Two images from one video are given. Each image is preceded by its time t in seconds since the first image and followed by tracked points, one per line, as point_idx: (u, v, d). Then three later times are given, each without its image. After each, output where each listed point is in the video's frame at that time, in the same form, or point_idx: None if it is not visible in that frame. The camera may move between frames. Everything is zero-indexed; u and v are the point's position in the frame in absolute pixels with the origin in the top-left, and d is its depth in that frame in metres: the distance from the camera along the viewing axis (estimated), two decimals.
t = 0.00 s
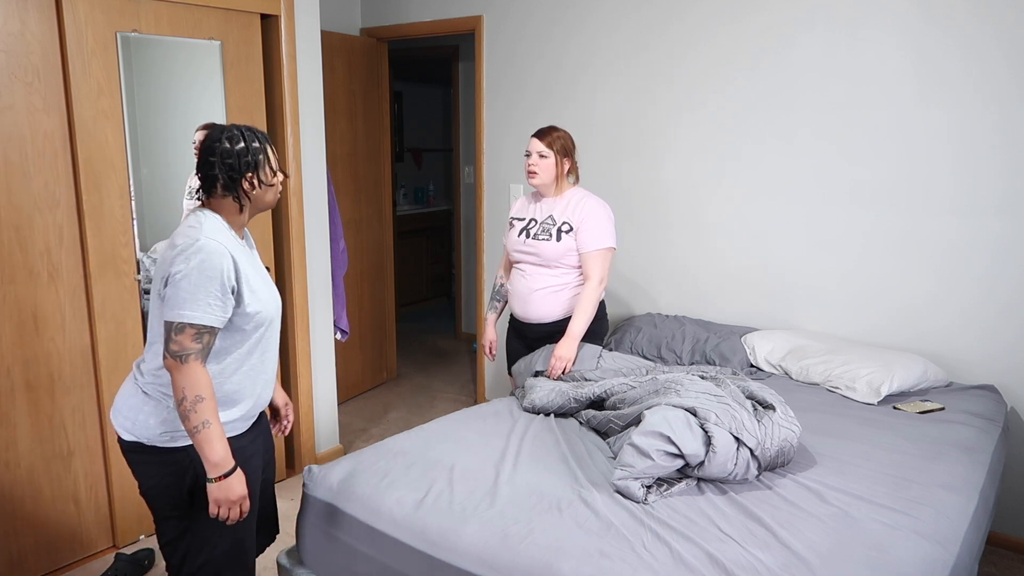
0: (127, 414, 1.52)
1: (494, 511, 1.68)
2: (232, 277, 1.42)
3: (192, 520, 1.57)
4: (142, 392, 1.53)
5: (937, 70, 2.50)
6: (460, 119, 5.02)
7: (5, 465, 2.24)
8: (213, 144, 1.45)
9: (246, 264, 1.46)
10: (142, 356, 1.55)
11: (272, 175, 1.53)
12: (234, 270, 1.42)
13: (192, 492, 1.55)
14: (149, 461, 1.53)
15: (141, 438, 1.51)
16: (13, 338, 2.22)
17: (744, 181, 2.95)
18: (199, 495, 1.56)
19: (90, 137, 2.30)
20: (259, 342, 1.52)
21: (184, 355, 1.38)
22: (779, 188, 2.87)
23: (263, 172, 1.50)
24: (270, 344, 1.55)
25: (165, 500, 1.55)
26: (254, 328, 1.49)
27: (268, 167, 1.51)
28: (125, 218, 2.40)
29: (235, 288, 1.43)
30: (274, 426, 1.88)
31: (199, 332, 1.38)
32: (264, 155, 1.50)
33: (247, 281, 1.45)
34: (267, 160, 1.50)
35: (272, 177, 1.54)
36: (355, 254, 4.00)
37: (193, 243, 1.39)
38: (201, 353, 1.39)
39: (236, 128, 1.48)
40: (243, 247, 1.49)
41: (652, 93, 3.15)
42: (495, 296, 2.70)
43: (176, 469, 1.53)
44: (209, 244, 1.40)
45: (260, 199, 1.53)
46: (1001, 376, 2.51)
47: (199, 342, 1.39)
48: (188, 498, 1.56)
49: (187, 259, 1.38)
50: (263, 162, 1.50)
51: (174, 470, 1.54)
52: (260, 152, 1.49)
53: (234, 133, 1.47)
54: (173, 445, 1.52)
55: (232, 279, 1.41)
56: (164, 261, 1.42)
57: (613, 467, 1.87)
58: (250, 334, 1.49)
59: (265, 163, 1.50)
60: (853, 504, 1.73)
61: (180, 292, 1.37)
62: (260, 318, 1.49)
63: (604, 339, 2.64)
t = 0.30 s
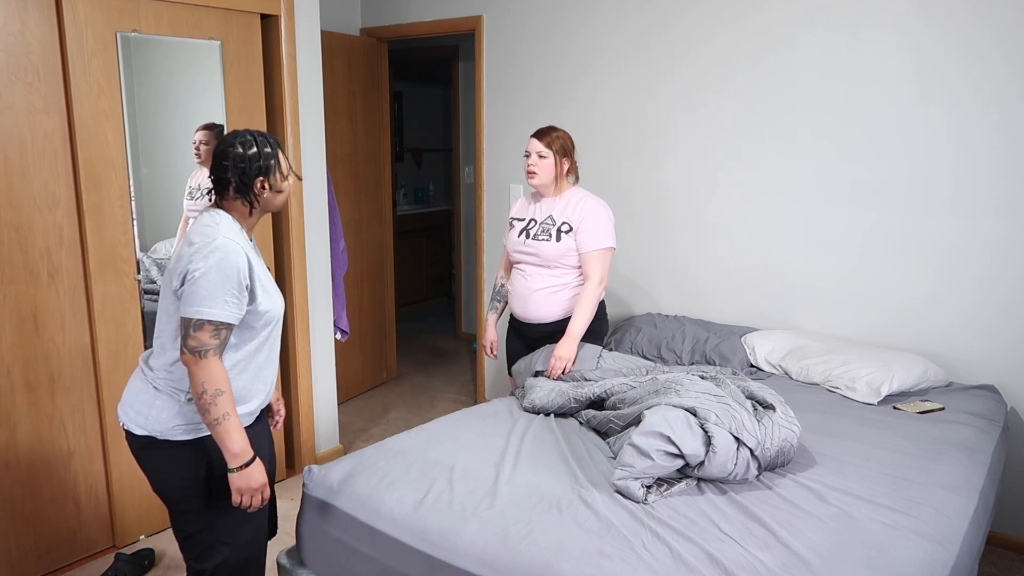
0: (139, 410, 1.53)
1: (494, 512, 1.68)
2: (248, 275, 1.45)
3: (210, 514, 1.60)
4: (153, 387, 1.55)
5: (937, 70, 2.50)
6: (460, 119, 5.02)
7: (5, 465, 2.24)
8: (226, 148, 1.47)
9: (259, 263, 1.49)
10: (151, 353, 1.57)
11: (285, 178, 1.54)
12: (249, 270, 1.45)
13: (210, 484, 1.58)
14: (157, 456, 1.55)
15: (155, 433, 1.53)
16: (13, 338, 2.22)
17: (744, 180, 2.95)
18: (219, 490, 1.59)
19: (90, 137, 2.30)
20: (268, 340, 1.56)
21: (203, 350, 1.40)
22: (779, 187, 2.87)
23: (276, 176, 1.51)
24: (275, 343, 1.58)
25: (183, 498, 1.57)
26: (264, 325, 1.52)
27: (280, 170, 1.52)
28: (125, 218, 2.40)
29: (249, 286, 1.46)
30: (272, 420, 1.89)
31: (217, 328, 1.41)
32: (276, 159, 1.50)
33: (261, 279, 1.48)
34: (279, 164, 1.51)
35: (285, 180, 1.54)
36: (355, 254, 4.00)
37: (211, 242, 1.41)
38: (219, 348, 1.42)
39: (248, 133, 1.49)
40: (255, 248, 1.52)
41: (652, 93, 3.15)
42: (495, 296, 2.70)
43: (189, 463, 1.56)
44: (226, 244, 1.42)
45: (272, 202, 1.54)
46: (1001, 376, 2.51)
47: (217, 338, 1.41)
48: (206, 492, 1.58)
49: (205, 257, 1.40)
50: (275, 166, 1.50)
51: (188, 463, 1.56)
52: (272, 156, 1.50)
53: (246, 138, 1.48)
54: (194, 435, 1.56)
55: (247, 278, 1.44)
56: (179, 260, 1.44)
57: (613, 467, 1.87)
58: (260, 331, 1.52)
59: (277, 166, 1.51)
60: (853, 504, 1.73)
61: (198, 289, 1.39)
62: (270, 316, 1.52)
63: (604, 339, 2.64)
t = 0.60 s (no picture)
0: (141, 408, 1.54)
1: (494, 512, 1.68)
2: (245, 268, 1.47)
3: (220, 508, 1.62)
4: (154, 384, 1.55)
5: (937, 70, 2.50)
6: (460, 119, 5.02)
7: (6, 465, 2.24)
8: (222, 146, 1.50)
9: (255, 256, 1.52)
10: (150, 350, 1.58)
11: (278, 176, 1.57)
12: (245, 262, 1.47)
13: (220, 479, 1.61)
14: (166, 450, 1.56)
15: (161, 430, 1.54)
16: (13, 338, 2.22)
17: (744, 180, 2.95)
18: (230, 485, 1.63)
19: (90, 137, 2.30)
20: (265, 333, 1.58)
21: (206, 343, 1.42)
22: (779, 187, 2.87)
23: (269, 174, 1.54)
24: (272, 336, 1.60)
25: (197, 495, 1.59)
26: (260, 319, 1.55)
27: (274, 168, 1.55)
28: (125, 218, 2.40)
29: (246, 279, 1.49)
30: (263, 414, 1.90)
31: (219, 320, 1.43)
32: (270, 158, 1.53)
33: (257, 272, 1.51)
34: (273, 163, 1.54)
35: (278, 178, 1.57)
36: (355, 254, 4.00)
37: (207, 236, 1.43)
38: (221, 340, 1.44)
39: (242, 132, 1.52)
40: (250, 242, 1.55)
41: (652, 93, 3.15)
42: (495, 296, 2.70)
43: (200, 456, 1.58)
44: (223, 238, 1.45)
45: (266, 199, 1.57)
46: (1001, 376, 2.51)
47: (219, 330, 1.43)
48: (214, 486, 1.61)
49: (203, 251, 1.42)
50: (269, 164, 1.53)
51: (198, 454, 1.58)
52: (266, 155, 1.53)
53: (240, 137, 1.50)
54: (203, 429, 1.58)
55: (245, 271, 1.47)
56: (176, 256, 1.46)
57: (614, 467, 1.87)
58: (257, 325, 1.55)
59: (271, 166, 1.54)
60: (853, 504, 1.73)
61: (198, 283, 1.41)
62: (267, 308, 1.54)
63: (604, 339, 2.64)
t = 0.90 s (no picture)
0: (119, 405, 1.56)
1: (494, 512, 1.68)
2: (225, 270, 1.48)
3: (195, 508, 1.62)
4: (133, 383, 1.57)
5: (937, 70, 2.50)
6: (460, 119, 5.02)
7: (5, 465, 2.24)
8: (210, 151, 1.52)
9: (237, 259, 1.53)
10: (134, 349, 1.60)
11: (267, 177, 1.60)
12: (225, 264, 1.48)
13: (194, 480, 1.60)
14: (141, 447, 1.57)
15: (136, 429, 1.55)
16: (13, 337, 2.22)
17: (744, 180, 2.95)
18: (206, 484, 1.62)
19: (90, 137, 2.30)
20: (246, 336, 1.59)
21: (183, 344, 1.43)
22: (779, 187, 2.87)
23: (259, 175, 1.57)
24: (255, 339, 1.61)
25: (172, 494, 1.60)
26: (241, 321, 1.56)
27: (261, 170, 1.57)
28: (125, 218, 2.40)
29: (226, 280, 1.50)
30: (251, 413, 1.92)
31: (196, 322, 1.44)
32: (258, 159, 1.56)
33: (237, 274, 1.52)
34: (261, 164, 1.57)
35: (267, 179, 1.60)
36: (355, 254, 4.00)
37: (188, 237, 1.45)
38: (199, 342, 1.45)
39: (230, 135, 1.55)
40: (235, 243, 1.56)
41: (652, 93, 3.15)
42: (495, 296, 2.70)
43: (176, 455, 1.58)
44: (203, 239, 1.46)
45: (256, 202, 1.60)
46: (1001, 376, 2.51)
47: (197, 331, 1.44)
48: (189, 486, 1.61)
49: (182, 252, 1.44)
50: (257, 166, 1.56)
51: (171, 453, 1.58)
52: (254, 156, 1.56)
53: (228, 140, 1.53)
54: (176, 430, 1.58)
55: (225, 272, 1.48)
56: (158, 257, 1.47)
57: (614, 467, 1.87)
58: (237, 326, 1.56)
59: (259, 166, 1.57)
60: (853, 504, 1.73)
61: (177, 284, 1.42)
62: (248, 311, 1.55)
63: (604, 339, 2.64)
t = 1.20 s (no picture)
0: (74, 409, 1.63)
1: (494, 512, 1.68)
2: (178, 282, 1.52)
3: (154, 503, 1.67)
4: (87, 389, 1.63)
5: (937, 70, 2.50)
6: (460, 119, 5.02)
7: (5, 465, 2.25)
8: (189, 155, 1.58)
9: (192, 269, 1.56)
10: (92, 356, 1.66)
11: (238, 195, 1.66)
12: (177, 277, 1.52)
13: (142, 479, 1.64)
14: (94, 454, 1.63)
15: (86, 434, 1.62)
16: (13, 337, 2.22)
17: (744, 180, 2.95)
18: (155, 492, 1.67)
19: (90, 136, 2.30)
20: (202, 344, 1.63)
21: (134, 356, 1.49)
22: (778, 187, 2.88)
23: (230, 190, 1.62)
24: (211, 348, 1.65)
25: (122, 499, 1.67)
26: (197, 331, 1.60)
27: (233, 185, 1.64)
28: (125, 218, 2.40)
29: (180, 291, 1.54)
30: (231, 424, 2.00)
31: (147, 334, 1.49)
32: (235, 175, 1.63)
33: (191, 285, 1.56)
34: (237, 180, 1.63)
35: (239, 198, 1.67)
36: (355, 254, 4.00)
37: (140, 249, 1.49)
38: (149, 354, 1.50)
39: (211, 147, 1.61)
40: (193, 253, 1.59)
41: (652, 93, 3.14)
42: (495, 296, 2.70)
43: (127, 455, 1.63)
44: (156, 251, 1.50)
45: (222, 215, 1.65)
46: (1001, 375, 2.51)
47: (147, 343, 1.49)
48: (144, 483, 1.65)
49: (133, 264, 1.47)
50: (231, 180, 1.62)
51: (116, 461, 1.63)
52: (231, 171, 1.62)
53: (209, 150, 1.60)
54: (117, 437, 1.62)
55: (177, 284, 1.52)
56: (113, 266, 1.52)
57: (613, 467, 1.87)
58: (193, 336, 1.60)
59: (234, 182, 1.63)
60: (853, 504, 1.73)
61: (127, 295, 1.47)
62: (202, 322, 1.59)
63: (604, 339, 2.64)
